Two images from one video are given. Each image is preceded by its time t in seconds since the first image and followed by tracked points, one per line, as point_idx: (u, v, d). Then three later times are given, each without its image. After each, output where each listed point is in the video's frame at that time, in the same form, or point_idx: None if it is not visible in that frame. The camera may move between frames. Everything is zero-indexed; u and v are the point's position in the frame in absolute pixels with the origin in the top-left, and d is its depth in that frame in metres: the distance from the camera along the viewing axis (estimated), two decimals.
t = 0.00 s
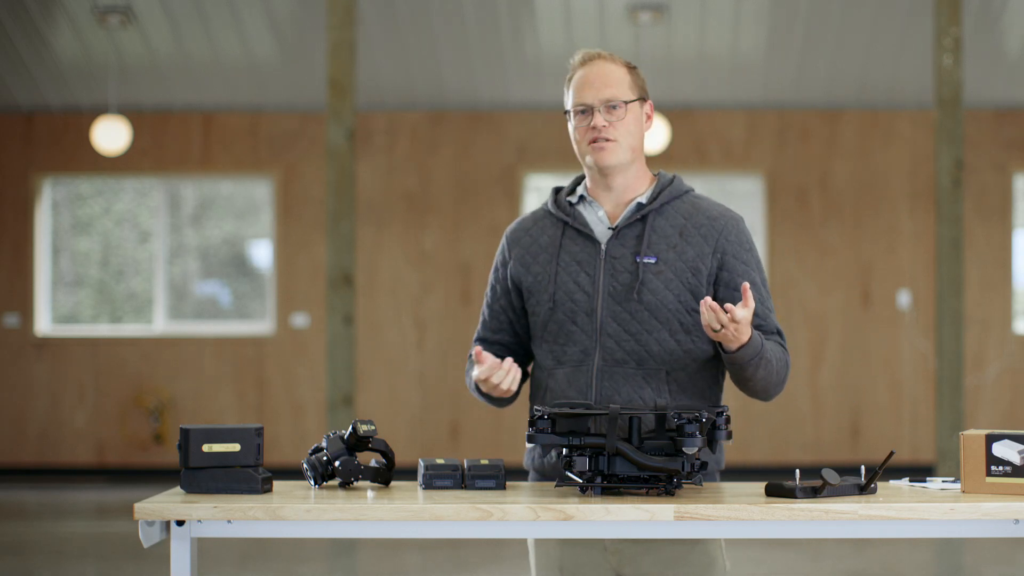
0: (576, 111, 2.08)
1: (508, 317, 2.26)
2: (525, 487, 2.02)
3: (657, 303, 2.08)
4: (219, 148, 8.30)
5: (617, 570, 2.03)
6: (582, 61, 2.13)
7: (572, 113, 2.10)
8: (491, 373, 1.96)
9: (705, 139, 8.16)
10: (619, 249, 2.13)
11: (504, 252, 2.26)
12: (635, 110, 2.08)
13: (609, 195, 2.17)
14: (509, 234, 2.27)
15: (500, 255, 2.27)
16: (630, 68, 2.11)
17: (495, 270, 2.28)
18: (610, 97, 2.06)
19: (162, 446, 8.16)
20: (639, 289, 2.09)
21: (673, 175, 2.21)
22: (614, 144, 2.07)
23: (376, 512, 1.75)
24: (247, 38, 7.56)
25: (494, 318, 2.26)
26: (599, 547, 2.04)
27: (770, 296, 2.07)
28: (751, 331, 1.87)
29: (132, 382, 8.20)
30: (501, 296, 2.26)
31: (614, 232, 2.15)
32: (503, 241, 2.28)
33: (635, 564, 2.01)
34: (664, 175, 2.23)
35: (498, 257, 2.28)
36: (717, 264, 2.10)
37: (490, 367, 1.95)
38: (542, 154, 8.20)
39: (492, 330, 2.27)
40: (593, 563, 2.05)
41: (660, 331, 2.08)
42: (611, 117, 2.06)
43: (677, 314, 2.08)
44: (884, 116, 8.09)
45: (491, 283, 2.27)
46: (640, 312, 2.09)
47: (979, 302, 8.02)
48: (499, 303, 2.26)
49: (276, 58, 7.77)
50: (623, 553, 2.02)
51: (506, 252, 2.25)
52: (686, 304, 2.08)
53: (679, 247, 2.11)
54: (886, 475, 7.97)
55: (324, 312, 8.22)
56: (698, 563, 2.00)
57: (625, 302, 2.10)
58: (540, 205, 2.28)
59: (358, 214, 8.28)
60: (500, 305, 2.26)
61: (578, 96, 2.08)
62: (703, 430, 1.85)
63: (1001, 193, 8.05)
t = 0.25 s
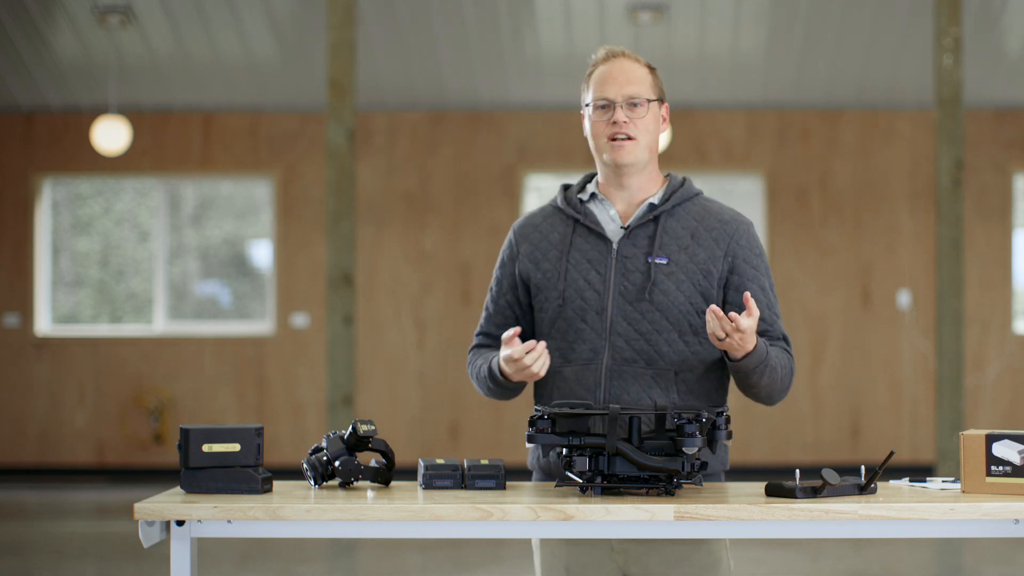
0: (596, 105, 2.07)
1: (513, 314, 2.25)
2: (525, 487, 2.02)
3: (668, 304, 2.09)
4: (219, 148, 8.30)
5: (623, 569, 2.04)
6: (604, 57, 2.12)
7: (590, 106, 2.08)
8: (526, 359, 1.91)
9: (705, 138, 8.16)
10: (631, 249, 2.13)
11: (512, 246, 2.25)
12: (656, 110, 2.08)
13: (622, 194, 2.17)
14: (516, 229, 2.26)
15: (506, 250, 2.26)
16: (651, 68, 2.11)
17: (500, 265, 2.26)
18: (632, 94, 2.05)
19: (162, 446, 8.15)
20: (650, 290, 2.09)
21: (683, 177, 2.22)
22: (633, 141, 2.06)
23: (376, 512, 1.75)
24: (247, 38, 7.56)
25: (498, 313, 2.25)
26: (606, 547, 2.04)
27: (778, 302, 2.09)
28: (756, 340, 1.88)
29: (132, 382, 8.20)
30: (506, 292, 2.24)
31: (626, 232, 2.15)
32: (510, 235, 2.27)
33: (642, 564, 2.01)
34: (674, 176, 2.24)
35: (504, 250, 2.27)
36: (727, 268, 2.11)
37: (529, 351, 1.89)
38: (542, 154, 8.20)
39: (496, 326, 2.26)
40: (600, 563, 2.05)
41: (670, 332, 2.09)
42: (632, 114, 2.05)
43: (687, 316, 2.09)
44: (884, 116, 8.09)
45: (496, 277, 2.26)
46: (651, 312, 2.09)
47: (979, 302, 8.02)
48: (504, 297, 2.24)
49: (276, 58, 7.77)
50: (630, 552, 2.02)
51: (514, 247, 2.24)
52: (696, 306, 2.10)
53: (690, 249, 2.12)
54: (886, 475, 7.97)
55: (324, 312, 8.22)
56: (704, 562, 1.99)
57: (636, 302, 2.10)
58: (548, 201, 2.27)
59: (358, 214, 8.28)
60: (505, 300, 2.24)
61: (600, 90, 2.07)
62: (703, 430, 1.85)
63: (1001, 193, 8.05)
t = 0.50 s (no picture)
0: (612, 103, 2.06)
1: (526, 312, 2.25)
2: (525, 487, 2.02)
3: (681, 304, 2.09)
4: (219, 148, 8.29)
5: (635, 569, 2.03)
6: (621, 54, 2.11)
7: (607, 103, 2.07)
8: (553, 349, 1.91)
9: (705, 138, 8.16)
10: (644, 249, 2.13)
11: (524, 244, 2.24)
12: (672, 109, 2.08)
13: (635, 193, 2.17)
14: (528, 227, 2.25)
15: (519, 248, 2.25)
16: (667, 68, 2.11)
17: (512, 264, 2.26)
18: (650, 93, 2.05)
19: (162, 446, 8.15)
20: (664, 290, 2.09)
21: (695, 178, 2.22)
22: (649, 140, 2.06)
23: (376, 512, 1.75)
24: (246, 38, 7.56)
25: (511, 312, 2.24)
26: (619, 545, 2.04)
27: (790, 304, 2.09)
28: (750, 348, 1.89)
29: (132, 382, 8.20)
30: (519, 291, 2.24)
31: (639, 231, 2.15)
32: (522, 233, 2.27)
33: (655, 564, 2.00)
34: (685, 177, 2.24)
35: (516, 249, 2.27)
36: (740, 268, 2.11)
37: (559, 340, 1.89)
38: (542, 154, 8.20)
39: (509, 325, 2.25)
40: (612, 563, 2.05)
41: (683, 332, 2.09)
42: (649, 113, 2.05)
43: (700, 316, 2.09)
44: (884, 116, 8.09)
45: (507, 275, 2.26)
46: (664, 312, 2.09)
47: (979, 302, 8.02)
48: (516, 296, 2.24)
49: (276, 58, 7.77)
50: (644, 552, 2.00)
51: (526, 245, 2.24)
52: (709, 306, 2.10)
53: (703, 250, 2.12)
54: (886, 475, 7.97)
55: (324, 312, 8.22)
56: (716, 562, 2.00)
57: (649, 302, 2.10)
58: (560, 199, 2.27)
59: (358, 214, 8.28)
60: (518, 299, 2.24)
61: (617, 87, 2.06)
62: (703, 430, 1.85)
63: (1001, 193, 8.05)
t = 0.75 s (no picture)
0: (629, 103, 2.06)
1: (537, 312, 2.25)
2: (525, 487, 2.02)
3: (693, 304, 2.09)
4: (219, 147, 8.29)
5: (644, 569, 2.02)
6: (639, 53, 2.11)
7: (623, 102, 2.07)
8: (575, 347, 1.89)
9: (706, 138, 8.15)
10: (656, 249, 2.13)
11: (534, 244, 2.24)
12: (688, 112, 2.08)
13: (646, 193, 2.17)
14: (539, 227, 2.25)
15: (529, 248, 2.25)
16: (684, 71, 2.10)
17: (522, 263, 2.26)
18: (667, 95, 2.04)
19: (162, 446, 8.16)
20: (675, 290, 2.09)
21: (705, 177, 2.21)
22: (663, 142, 2.06)
23: (376, 512, 1.75)
24: (246, 38, 7.56)
25: (522, 311, 2.24)
26: (628, 546, 2.03)
27: (800, 304, 2.10)
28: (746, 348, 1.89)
29: (132, 382, 8.20)
30: (530, 291, 2.24)
31: (650, 231, 2.14)
32: (533, 233, 2.27)
33: (666, 564, 2.01)
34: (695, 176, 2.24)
35: (526, 248, 2.27)
36: (751, 268, 2.11)
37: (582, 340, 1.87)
38: (542, 154, 8.20)
39: (519, 325, 2.25)
40: (621, 565, 2.04)
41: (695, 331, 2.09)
42: (666, 115, 2.04)
43: (711, 315, 2.09)
44: (885, 115, 8.09)
45: (518, 275, 2.26)
46: (676, 311, 2.09)
47: (979, 302, 8.02)
48: (527, 295, 2.24)
49: (276, 58, 7.77)
50: (654, 552, 2.01)
51: (537, 245, 2.24)
52: (721, 306, 2.10)
53: (715, 249, 2.11)
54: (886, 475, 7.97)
55: (324, 312, 8.23)
56: (727, 561, 2.01)
57: (661, 301, 2.10)
58: (570, 199, 2.27)
59: (358, 215, 8.28)
60: (529, 299, 2.24)
61: (635, 87, 2.05)
62: (703, 430, 1.85)
63: (1001, 193, 8.04)
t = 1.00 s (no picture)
0: (649, 102, 2.05)
1: (544, 311, 2.25)
2: (525, 487, 2.02)
3: (700, 303, 2.09)
4: (219, 147, 8.29)
5: (651, 569, 2.03)
6: (657, 52, 2.10)
7: (641, 100, 2.07)
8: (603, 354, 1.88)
9: (705, 138, 8.15)
10: (663, 248, 2.13)
11: (542, 243, 2.24)
12: (703, 115, 2.09)
13: (655, 193, 2.17)
14: (547, 226, 2.25)
15: (537, 246, 2.26)
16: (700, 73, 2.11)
17: (530, 263, 2.26)
18: (686, 97, 2.05)
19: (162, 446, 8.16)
20: (682, 289, 2.09)
21: (713, 178, 2.21)
22: (678, 143, 2.07)
23: (376, 512, 1.75)
24: (246, 38, 7.56)
25: (529, 309, 2.25)
26: (635, 546, 2.04)
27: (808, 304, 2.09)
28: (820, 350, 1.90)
29: (132, 382, 8.20)
30: (538, 289, 2.24)
31: (657, 231, 2.14)
32: (540, 232, 2.27)
33: (672, 564, 2.01)
34: (702, 176, 2.24)
35: (533, 247, 2.27)
36: (759, 268, 2.11)
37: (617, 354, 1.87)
38: (542, 154, 8.20)
39: (527, 324, 2.26)
40: (629, 565, 2.05)
41: (702, 331, 2.09)
42: (684, 117, 2.05)
43: (718, 315, 2.09)
44: (885, 115, 8.09)
45: (526, 274, 2.26)
46: (683, 311, 2.09)
47: (979, 302, 8.02)
48: (535, 295, 2.24)
49: (276, 58, 7.77)
50: (660, 552, 2.01)
51: (544, 244, 2.24)
52: (728, 305, 2.09)
53: (722, 249, 2.11)
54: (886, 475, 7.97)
55: (324, 312, 8.23)
56: (732, 561, 2.02)
57: (668, 301, 2.10)
58: (578, 199, 2.27)
59: (358, 215, 8.28)
60: (536, 297, 2.25)
61: (654, 87, 2.05)
62: (703, 430, 1.85)
63: (1001, 193, 8.04)
